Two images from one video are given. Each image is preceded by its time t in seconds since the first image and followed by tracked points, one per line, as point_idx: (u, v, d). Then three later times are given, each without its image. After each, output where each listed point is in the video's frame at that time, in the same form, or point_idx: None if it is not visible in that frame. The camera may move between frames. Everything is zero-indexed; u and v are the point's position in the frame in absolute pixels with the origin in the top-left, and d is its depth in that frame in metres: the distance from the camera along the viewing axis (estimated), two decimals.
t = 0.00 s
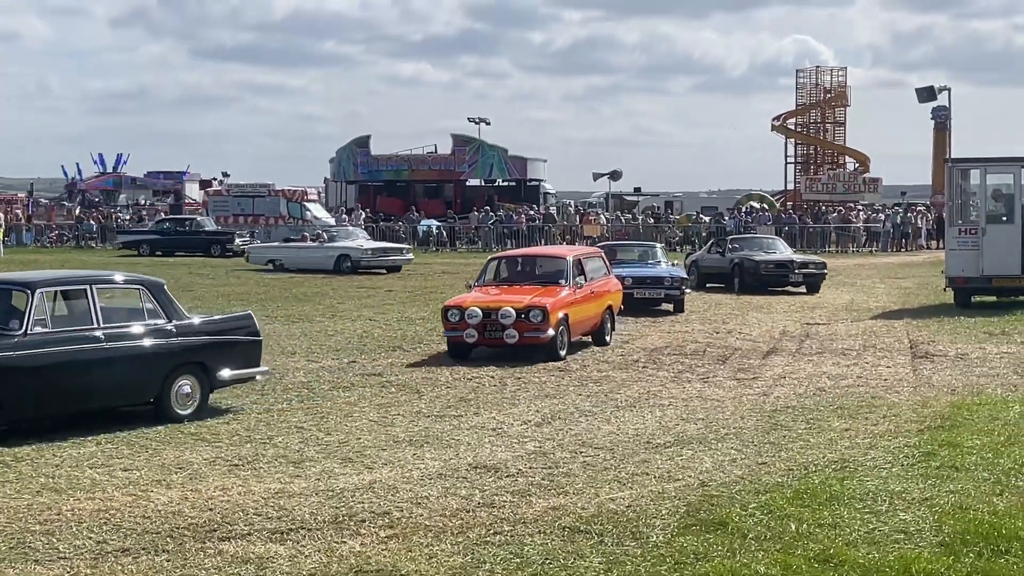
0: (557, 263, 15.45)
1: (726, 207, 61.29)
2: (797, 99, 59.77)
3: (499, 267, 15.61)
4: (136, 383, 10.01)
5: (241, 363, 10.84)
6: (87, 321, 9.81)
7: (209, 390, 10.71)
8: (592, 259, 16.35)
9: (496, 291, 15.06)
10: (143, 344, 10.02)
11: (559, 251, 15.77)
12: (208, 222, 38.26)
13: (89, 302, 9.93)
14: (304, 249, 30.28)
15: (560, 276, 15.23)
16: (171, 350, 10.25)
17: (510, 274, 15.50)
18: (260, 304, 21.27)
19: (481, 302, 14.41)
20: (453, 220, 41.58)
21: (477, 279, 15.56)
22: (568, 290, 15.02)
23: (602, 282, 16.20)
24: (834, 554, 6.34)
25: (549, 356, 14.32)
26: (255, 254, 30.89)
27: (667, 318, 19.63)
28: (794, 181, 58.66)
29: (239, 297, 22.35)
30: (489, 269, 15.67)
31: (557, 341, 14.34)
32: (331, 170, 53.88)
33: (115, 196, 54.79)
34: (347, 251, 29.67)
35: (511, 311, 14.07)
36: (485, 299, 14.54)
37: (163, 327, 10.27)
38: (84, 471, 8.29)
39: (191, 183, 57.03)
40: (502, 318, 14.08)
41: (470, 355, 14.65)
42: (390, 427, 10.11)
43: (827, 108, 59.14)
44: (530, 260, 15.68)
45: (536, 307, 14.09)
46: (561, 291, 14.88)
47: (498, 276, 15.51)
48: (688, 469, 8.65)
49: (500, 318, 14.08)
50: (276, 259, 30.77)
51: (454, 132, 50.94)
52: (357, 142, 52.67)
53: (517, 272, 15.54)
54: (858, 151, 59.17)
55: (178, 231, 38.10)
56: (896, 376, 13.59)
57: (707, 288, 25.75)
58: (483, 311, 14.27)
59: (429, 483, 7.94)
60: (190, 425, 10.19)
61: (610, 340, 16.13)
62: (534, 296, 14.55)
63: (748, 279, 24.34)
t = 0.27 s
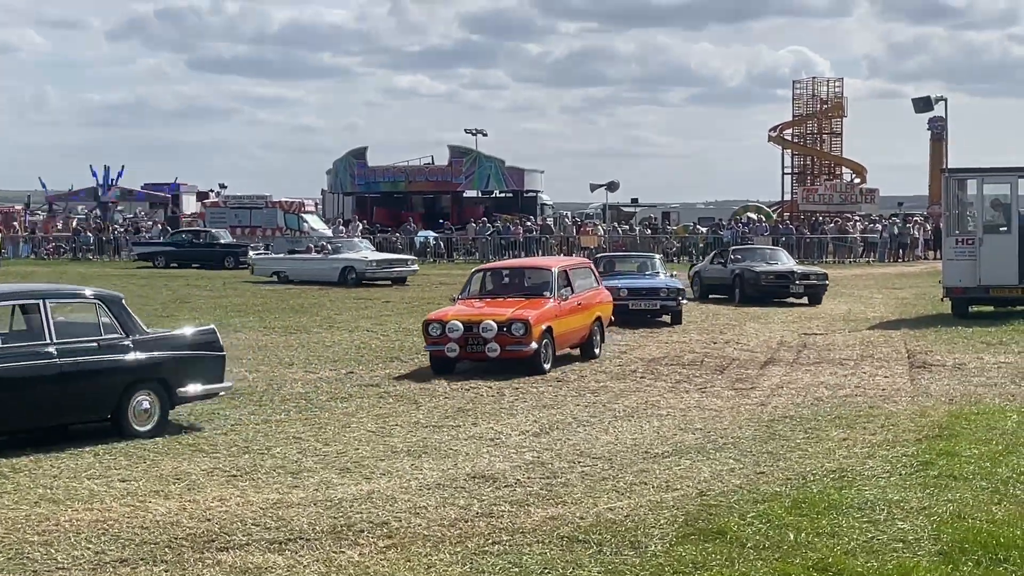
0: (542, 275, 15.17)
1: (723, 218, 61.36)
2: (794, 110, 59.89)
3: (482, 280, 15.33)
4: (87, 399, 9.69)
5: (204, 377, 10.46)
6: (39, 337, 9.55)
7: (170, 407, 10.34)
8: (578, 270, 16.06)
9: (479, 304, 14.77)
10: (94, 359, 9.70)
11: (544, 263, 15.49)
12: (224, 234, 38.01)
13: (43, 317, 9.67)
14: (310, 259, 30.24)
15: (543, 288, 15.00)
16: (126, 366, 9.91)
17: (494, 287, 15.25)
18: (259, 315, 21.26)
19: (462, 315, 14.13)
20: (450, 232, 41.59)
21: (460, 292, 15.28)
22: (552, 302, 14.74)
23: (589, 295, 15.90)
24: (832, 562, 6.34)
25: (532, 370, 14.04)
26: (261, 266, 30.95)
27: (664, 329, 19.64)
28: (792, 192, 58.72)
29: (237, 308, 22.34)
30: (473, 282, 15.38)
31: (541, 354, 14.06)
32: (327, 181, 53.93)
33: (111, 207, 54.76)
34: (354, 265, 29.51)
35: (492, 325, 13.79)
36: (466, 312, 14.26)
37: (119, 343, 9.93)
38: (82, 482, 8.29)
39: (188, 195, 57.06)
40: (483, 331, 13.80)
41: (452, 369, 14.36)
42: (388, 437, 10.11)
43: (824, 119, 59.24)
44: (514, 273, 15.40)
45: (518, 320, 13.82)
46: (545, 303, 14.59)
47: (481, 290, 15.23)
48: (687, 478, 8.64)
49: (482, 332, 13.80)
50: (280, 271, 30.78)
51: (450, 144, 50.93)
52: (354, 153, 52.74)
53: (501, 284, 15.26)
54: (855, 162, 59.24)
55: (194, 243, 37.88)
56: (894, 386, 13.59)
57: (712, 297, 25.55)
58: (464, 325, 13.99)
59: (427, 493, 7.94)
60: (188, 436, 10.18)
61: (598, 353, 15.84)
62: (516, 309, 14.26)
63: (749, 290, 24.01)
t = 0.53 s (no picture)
0: (532, 283, 14.74)
1: (724, 225, 61.38)
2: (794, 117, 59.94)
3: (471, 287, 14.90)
4: (40, 411, 9.39)
5: (165, 390, 10.13)
6: None
7: (129, 420, 10.01)
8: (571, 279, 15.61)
9: (466, 311, 14.35)
10: (47, 371, 9.39)
11: (535, 271, 15.06)
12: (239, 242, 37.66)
13: None
14: (319, 267, 30.16)
15: (531, 296, 14.58)
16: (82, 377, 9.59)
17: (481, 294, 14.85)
18: (259, 323, 21.25)
19: (446, 323, 13.72)
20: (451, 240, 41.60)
21: (448, 299, 14.87)
22: (541, 311, 14.31)
23: (582, 304, 15.46)
24: (834, 569, 6.33)
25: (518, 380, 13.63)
26: (270, 274, 30.88)
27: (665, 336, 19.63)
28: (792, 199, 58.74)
29: (238, 316, 22.34)
30: (462, 290, 14.97)
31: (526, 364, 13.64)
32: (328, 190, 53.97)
33: (112, 216, 54.78)
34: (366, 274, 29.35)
35: (476, 333, 13.38)
36: (451, 320, 13.85)
37: (74, 353, 9.58)
38: (82, 490, 8.27)
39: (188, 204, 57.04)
40: (467, 340, 13.38)
41: (436, 379, 13.95)
42: (389, 445, 10.09)
43: (825, 126, 59.29)
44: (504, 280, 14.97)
45: (503, 329, 13.41)
46: (533, 312, 14.17)
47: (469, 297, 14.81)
48: (688, 485, 8.63)
49: (466, 341, 13.40)
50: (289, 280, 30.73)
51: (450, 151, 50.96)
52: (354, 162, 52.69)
53: (490, 292, 14.84)
54: (855, 168, 59.29)
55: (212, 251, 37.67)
56: (896, 392, 13.58)
57: (719, 305, 25.36)
58: (448, 333, 13.57)
59: (429, 501, 7.93)
60: (188, 444, 10.16)
61: (590, 364, 15.40)
62: (502, 317, 13.85)
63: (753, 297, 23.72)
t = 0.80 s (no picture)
0: (523, 289, 14.52)
1: (728, 229, 61.36)
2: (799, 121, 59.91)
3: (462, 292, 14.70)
4: None
5: (127, 400, 9.90)
6: None
7: (89, 430, 9.79)
8: (565, 284, 15.40)
9: (455, 318, 14.15)
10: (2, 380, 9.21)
11: (527, 276, 14.85)
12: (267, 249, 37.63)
13: None
14: (332, 273, 30.09)
15: (522, 302, 14.36)
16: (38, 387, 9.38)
17: (472, 300, 14.64)
18: (264, 329, 21.27)
19: (433, 330, 13.52)
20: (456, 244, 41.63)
21: (439, 306, 14.68)
22: (531, 317, 14.10)
23: (575, 309, 15.23)
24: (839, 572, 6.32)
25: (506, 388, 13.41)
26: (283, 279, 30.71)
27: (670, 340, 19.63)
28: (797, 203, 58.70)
29: (244, 321, 22.37)
30: (454, 296, 14.77)
31: (515, 372, 13.42)
32: (333, 195, 54.02)
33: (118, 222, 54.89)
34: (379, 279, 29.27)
35: (463, 341, 13.16)
36: (438, 327, 13.65)
37: (32, 362, 9.40)
38: (88, 495, 8.29)
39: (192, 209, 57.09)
40: (453, 347, 13.17)
41: (425, 386, 13.74)
42: (394, 449, 10.10)
43: (829, 129, 59.26)
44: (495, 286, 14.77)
45: (490, 336, 13.19)
46: (523, 319, 13.96)
47: (460, 303, 14.60)
48: (693, 489, 8.63)
49: (453, 348, 13.18)
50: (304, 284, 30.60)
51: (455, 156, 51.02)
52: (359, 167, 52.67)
53: (482, 298, 14.64)
54: (860, 172, 59.26)
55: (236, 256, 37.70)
56: (901, 395, 13.57)
57: (729, 309, 25.16)
58: (435, 340, 13.37)
59: (434, 505, 7.94)
60: (195, 449, 10.18)
61: (585, 371, 15.17)
62: (490, 324, 13.64)
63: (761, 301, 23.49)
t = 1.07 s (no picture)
0: (515, 290, 14.30)
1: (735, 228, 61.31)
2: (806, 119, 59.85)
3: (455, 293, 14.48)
4: None
5: (92, 404, 9.45)
6: None
7: (52, 436, 9.39)
8: (560, 285, 15.15)
9: (447, 320, 13.90)
10: None
11: (520, 277, 14.63)
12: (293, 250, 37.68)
13: None
14: (345, 275, 30.04)
15: (515, 302, 14.14)
16: None
17: (464, 301, 14.43)
18: (272, 328, 21.30)
19: (422, 332, 13.26)
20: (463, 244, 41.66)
21: (432, 307, 14.47)
22: (523, 319, 13.84)
23: (570, 311, 14.98)
24: (848, 570, 6.32)
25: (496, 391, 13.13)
26: (298, 280, 30.52)
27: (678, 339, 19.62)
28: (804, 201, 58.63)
29: (252, 321, 22.40)
30: (446, 297, 14.57)
31: (506, 375, 13.14)
32: (340, 195, 54.06)
33: (125, 222, 54.99)
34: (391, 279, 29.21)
35: (451, 343, 12.89)
36: (427, 328, 13.39)
37: None
38: (97, 495, 8.30)
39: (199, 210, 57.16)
40: (441, 350, 12.91)
41: (415, 389, 13.49)
42: (403, 449, 10.11)
43: (836, 128, 59.20)
44: (488, 286, 14.55)
45: (479, 338, 12.91)
46: (514, 320, 13.68)
47: (453, 304, 14.38)
48: (702, 487, 8.63)
49: (441, 350, 12.92)
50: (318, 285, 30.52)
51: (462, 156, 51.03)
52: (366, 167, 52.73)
53: (474, 299, 14.42)
54: (867, 170, 59.19)
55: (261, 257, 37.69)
56: (909, 394, 13.56)
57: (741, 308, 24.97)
58: (424, 342, 13.11)
59: (442, 504, 7.95)
60: (204, 448, 10.20)
61: (580, 373, 14.91)
62: (480, 326, 13.36)
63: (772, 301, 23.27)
